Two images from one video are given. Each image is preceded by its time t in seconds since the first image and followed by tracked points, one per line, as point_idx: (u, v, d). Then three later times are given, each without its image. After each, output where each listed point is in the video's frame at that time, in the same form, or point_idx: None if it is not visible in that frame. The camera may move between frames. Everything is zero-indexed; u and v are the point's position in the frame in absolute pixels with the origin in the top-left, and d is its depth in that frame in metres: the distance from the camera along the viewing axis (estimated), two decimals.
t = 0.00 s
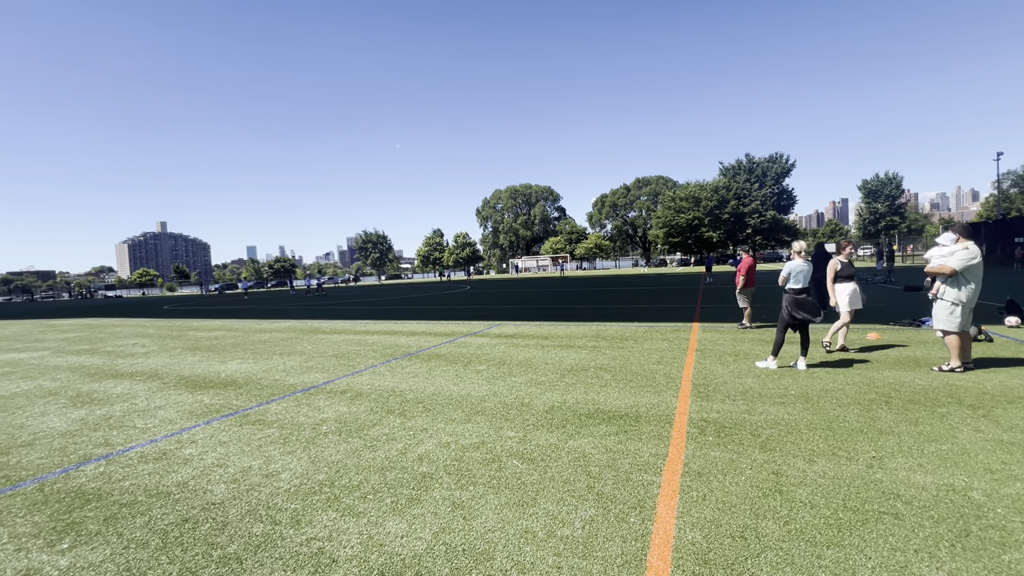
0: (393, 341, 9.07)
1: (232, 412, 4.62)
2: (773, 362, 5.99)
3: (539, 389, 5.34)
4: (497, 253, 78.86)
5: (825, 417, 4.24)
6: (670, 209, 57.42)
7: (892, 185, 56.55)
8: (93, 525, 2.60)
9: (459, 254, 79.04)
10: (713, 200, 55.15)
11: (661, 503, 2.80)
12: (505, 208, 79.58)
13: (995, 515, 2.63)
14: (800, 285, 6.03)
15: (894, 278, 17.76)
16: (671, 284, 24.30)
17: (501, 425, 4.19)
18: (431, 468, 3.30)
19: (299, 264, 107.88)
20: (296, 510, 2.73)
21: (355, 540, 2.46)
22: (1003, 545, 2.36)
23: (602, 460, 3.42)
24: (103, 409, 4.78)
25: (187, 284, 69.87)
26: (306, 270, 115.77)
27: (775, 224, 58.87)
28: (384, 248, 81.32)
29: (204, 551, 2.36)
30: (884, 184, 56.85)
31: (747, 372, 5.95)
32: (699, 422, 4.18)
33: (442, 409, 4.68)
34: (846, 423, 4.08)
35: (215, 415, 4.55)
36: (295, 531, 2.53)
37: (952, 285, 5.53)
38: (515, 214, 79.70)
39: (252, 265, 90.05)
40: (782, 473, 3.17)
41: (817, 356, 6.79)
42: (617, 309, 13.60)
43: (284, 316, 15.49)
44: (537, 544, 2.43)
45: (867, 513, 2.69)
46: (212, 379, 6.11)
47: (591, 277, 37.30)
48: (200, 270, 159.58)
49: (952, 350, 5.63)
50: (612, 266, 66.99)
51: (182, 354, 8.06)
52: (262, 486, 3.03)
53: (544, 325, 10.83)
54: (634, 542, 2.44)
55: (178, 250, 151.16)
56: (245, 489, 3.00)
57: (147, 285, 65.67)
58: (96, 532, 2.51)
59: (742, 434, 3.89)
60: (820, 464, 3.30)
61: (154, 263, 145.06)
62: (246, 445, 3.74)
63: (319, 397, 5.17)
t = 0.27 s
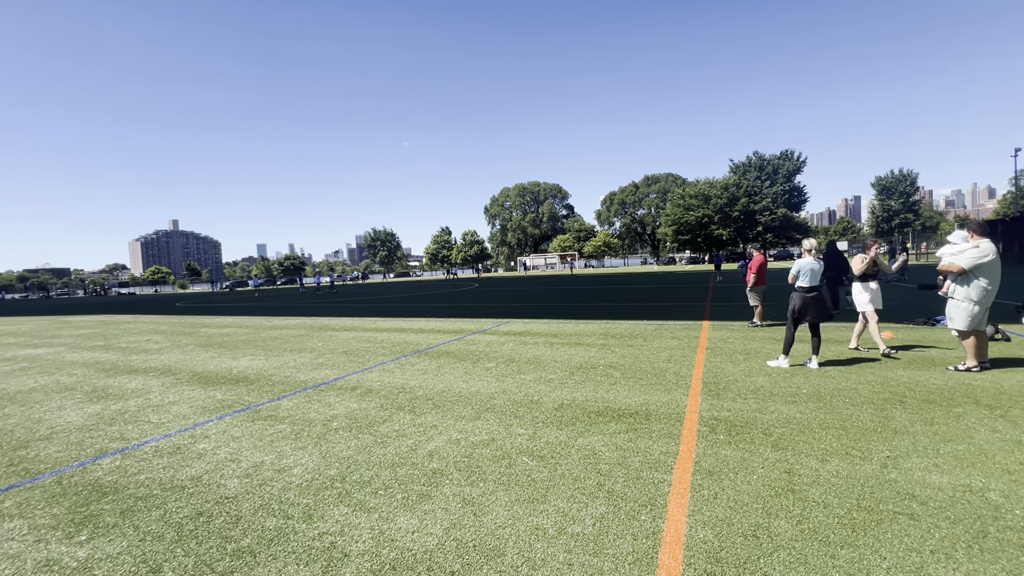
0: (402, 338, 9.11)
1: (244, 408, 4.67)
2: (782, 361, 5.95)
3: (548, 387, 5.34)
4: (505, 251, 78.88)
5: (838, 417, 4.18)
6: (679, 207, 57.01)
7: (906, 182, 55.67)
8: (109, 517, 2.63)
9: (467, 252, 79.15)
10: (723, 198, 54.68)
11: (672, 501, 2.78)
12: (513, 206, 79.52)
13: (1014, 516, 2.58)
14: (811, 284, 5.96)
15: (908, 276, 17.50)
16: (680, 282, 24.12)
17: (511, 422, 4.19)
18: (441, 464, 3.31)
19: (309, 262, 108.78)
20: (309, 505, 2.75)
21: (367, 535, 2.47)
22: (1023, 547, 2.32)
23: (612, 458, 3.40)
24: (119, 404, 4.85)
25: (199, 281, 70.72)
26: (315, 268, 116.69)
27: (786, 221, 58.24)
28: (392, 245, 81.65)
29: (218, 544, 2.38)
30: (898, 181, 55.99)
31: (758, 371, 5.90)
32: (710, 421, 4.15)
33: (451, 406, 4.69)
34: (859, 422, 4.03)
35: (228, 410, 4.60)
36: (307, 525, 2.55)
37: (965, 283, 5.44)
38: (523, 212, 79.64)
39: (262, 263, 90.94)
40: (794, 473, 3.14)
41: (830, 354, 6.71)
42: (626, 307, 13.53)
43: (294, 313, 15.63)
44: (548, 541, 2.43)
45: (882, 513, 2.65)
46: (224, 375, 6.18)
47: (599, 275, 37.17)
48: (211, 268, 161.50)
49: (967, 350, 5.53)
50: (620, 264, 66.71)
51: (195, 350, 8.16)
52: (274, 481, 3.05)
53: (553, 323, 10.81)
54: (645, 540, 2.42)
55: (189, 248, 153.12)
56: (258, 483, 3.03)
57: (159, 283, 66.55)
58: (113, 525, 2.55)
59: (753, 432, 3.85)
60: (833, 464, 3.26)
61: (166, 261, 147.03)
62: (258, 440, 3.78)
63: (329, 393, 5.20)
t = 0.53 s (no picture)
0: (412, 335, 9.14)
1: (256, 404, 4.71)
2: (794, 360, 5.88)
3: (558, 384, 5.33)
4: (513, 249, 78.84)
5: (853, 416, 4.13)
6: (689, 204, 56.54)
7: (922, 178, 54.66)
8: (127, 510, 2.67)
9: (475, 250, 79.23)
10: (734, 195, 54.10)
11: (684, 500, 2.76)
12: (521, 204, 79.44)
13: None
14: (824, 282, 5.88)
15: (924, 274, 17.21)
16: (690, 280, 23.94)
17: (521, 419, 4.18)
18: (452, 460, 3.31)
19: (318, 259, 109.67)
20: (322, 500, 2.77)
21: (380, 530, 2.48)
22: None
23: (623, 456, 3.39)
24: (134, 399, 4.93)
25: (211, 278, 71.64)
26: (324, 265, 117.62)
27: (798, 218, 57.54)
28: (400, 243, 82.03)
29: (233, 538, 2.41)
30: (914, 177, 55.02)
31: (770, 369, 5.84)
32: (722, 419, 4.11)
33: (462, 403, 4.70)
34: (874, 422, 3.97)
35: (241, 405, 4.65)
36: (320, 520, 2.57)
37: (980, 281, 5.34)
38: (531, 209, 79.51)
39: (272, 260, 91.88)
40: (808, 472, 3.10)
41: (843, 353, 6.62)
42: (635, 304, 13.45)
43: (305, 310, 15.74)
44: (560, 538, 2.42)
45: (898, 514, 2.60)
46: (237, 370, 6.25)
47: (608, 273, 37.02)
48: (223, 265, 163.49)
49: (985, 350, 5.42)
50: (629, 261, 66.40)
51: (208, 346, 8.26)
52: (287, 476, 3.08)
53: (562, 320, 10.79)
54: (657, 538, 2.41)
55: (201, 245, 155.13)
56: (271, 478, 3.06)
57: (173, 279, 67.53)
58: (130, 517, 2.59)
59: (766, 431, 3.81)
60: (848, 464, 3.21)
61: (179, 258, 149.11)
62: (271, 435, 3.81)
63: (340, 389, 5.24)
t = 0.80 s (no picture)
0: (421, 331, 9.17)
1: (268, 398, 4.75)
2: (807, 358, 5.81)
3: (568, 381, 5.31)
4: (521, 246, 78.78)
5: (868, 414, 4.06)
6: (698, 201, 56.06)
7: (938, 174, 53.69)
8: (143, 501, 2.71)
9: (483, 246, 79.29)
10: (745, 192, 53.52)
11: (696, 496, 2.73)
12: (529, 200, 79.30)
13: None
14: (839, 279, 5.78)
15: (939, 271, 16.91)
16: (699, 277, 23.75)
17: (531, 415, 4.18)
18: (463, 455, 3.32)
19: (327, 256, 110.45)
20: (333, 493, 2.79)
21: (391, 523, 2.48)
22: None
23: (634, 452, 3.36)
24: (148, 392, 5.00)
25: (222, 274, 72.56)
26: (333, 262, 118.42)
27: (810, 215, 56.79)
28: (409, 239, 82.35)
29: (246, 529, 2.43)
30: (929, 173, 54.06)
31: (782, 367, 5.77)
32: (734, 416, 4.07)
33: (471, 398, 4.71)
34: (889, 420, 3.90)
35: (253, 399, 4.70)
36: (332, 513, 2.58)
37: (999, 278, 5.22)
38: (540, 206, 79.35)
39: (282, 257, 92.70)
40: (822, 470, 3.04)
41: (857, 351, 6.53)
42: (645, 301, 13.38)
43: (315, 306, 15.87)
44: (571, 534, 2.41)
45: (915, 512, 2.54)
46: (249, 365, 6.32)
47: (617, 270, 36.87)
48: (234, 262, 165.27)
49: (1004, 348, 5.31)
50: (637, 258, 66.04)
51: (220, 341, 8.35)
52: (299, 469, 3.10)
53: (571, 317, 10.76)
54: (669, 535, 2.38)
55: (213, 242, 156.88)
56: (283, 471, 3.08)
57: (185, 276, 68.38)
58: (146, 508, 2.62)
59: (778, 429, 3.76)
60: (863, 462, 3.15)
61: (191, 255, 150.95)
62: (283, 429, 3.84)
63: (351, 384, 5.27)
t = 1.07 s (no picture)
0: (428, 328, 9.16)
1: (275, 393, 4.76)
2: (819, 356, 5.71)
3: (575, 378, 5.27)
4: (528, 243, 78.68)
5: (882, 414, 3.97)
6: (707, 198, 55.59)
7: (952, 170, 52.77)
8: (150, 495, 2.71)
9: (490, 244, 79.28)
10: (755, 188, 52.96)
11: (706, 496, 2.68)
12: (537, 197, 79.11)
13: None
14: (852, 277, 5.67)
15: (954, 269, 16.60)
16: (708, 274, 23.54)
17: (538, 412, 4.14)
18: (469, 452, 3.29)
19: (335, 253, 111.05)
20: (338, 490, 2.77)
21: (396, 520, 2.47)
22: None
23: (642, 450, 3.32)
24: (157, 387, 5.03)
25: (232, 271, 73.27)
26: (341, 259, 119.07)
27: (821, 213, 56.09)
28: (416, 236, 82.55)
29: (252, 525, 2.42)
30: (943, 169, 53.15)
31: (793, 365, 5.68)
32: (745, 415, 4.00)
33: (478, 395, 4.68)
34: (905, 420, 3.81)
35: (260, 395, 4.71)
36: (337, 509, 2.57)
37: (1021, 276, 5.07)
38: (547, 203, 79.15)
39: (291, 254, 93.38)
40: (836, 470, 2.97)
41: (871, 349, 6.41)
42: (653, 299, 13.27)
43: (323, 302, 15.94)
44: (579, 533, 2.37)
45: (933, 514, 2.46)
46: (257, 361, 6.34)
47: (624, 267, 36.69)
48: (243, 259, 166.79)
49: None
50: (645, 256, 65.66)
51: (229, 337, 8.41)
52: (305, 465, 3.09)
53: (578, 314, 10.69)
54: (679, 535, 2.34)
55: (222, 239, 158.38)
56: (289, 467, 3.07)
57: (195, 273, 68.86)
58: (152, 503, 2.62)
59: (790, 428, 3.69)
60: (878, 462, 3.07)
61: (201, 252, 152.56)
62: (290, 425, 3.84)
63: (357, 380, 5.27)
